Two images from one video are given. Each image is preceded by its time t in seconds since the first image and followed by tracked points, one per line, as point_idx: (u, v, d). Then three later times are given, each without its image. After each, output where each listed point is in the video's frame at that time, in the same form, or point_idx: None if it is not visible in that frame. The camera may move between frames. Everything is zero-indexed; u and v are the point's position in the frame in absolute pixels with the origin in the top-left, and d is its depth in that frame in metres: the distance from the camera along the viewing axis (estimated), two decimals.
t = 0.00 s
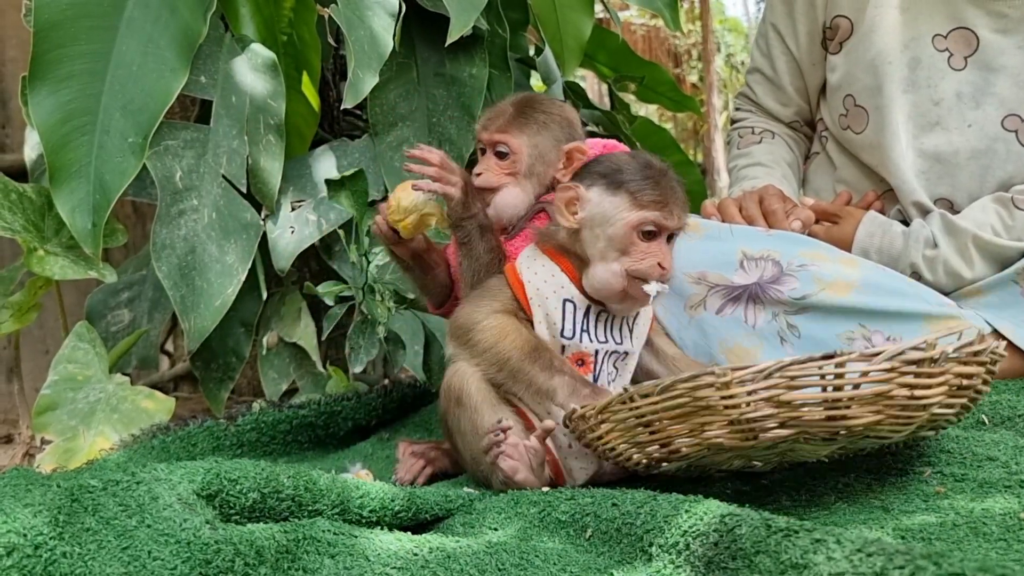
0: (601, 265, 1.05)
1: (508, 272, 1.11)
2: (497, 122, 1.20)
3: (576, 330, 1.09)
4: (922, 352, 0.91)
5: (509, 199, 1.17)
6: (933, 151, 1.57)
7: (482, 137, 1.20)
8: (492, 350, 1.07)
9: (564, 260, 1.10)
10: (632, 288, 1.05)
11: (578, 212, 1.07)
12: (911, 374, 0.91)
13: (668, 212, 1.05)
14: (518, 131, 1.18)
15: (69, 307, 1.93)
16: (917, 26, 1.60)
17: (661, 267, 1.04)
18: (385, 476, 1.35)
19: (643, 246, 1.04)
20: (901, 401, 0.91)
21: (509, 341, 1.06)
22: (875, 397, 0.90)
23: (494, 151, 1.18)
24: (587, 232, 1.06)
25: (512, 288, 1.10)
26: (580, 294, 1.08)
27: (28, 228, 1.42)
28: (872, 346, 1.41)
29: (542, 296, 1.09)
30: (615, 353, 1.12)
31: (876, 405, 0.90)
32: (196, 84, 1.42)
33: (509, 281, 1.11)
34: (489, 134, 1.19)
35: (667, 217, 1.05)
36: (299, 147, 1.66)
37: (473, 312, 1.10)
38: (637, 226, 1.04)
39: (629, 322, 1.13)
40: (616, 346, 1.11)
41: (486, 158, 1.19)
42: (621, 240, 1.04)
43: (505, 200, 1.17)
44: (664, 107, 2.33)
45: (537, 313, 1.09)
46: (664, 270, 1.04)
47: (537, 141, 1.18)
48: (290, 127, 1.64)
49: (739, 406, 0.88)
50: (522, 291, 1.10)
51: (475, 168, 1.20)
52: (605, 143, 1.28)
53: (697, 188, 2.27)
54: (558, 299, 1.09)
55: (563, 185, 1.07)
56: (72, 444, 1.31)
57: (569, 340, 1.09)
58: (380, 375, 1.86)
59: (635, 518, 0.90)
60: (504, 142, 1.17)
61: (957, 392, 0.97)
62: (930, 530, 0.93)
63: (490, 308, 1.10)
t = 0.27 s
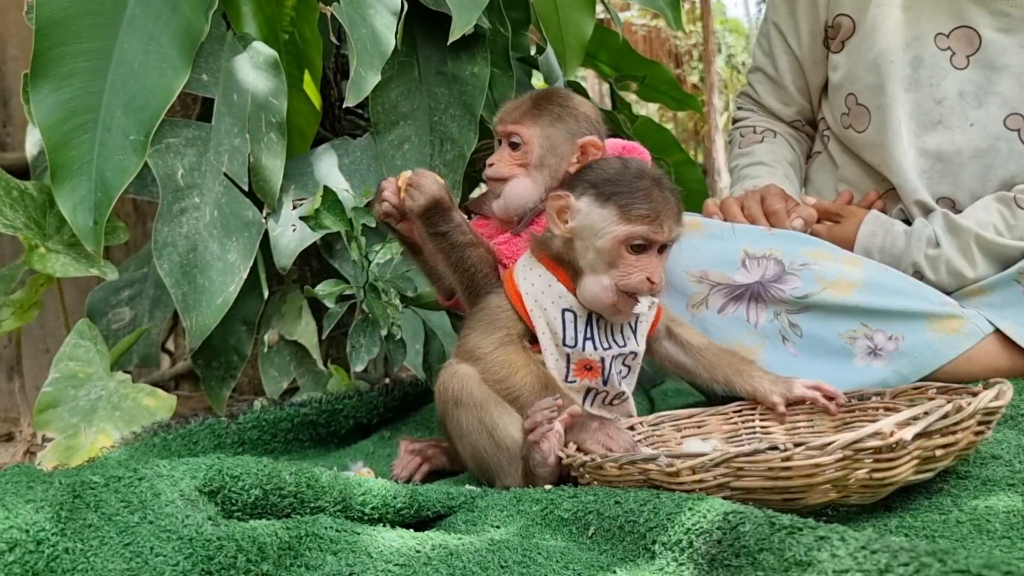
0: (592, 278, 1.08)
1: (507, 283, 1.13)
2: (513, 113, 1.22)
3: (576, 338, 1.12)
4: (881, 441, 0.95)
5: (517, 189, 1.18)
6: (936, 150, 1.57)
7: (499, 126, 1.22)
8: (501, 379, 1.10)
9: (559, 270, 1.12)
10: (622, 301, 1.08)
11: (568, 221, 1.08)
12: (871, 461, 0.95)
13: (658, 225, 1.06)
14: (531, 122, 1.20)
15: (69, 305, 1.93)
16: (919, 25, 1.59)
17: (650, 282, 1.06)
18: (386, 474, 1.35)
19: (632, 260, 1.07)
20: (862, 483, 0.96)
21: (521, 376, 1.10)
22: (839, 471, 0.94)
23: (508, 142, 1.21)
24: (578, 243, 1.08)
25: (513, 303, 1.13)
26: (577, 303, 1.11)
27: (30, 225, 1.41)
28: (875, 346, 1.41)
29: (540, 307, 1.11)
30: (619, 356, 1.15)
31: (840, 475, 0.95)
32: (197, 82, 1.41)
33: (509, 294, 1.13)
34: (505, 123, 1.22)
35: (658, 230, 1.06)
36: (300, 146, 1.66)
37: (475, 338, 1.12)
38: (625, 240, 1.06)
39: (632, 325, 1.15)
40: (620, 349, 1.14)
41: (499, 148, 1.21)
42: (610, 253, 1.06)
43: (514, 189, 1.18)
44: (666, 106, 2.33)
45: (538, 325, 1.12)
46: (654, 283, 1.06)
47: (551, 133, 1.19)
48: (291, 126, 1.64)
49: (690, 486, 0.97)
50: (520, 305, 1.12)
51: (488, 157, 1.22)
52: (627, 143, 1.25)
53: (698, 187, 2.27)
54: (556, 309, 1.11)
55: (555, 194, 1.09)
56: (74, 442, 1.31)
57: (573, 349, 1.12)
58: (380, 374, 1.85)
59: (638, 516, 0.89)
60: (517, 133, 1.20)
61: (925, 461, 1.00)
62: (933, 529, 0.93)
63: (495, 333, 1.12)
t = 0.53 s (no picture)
0: (556, 280, 1.08)
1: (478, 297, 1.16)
2: (511, 105, 1.24)
3: (549, 340, 1.14)
4: (904, 452, 0.94)
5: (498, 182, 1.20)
6: (938, 150, 1.57)
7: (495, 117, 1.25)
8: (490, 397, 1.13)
9: (524, 276, 1.14)
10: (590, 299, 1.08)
11: (529, 223, 1.08)
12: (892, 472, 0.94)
13: (619, 222, 1.04)
14: (521, 116, 1.22)
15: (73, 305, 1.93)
16: (921, 25, 1.60)
17: (616, 278, 1.06)
18: (389, 474, 1.35)
19: (597, 260, 1.06)
20: (883, 492, 0.95)
21: (507, 390, 1.13)
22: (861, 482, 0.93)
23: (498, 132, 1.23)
24: (541, 245, 1.08)
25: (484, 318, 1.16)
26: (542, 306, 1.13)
27: (35, 225, 1.42)
28: (878, 347, 1.42)
29: (508, 315, 1.14)
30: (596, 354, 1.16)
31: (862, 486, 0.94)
32: (202, 83, 1.43)
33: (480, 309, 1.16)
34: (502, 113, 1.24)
35: (619, 227, 1.05)
36: (303, 146, 1.66)
37: (464, 361, 1.16)
38: (588, 240, 1.05)
39: (604, 321, 1.16)
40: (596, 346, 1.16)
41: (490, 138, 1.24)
42: (573, 254, 1.06)
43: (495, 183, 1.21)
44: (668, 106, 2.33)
45: (509, 333, 1.14)
46: (617, 280, 1.05)
47: (535, 129, 1.21)
48: (295, 126, 1.64)
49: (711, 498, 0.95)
50: (490, 318, 1.15)
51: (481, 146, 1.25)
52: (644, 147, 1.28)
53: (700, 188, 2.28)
54: (524, 316, 1.13)
55: (513, 197, 1.09)
56: (79, 442, 1.32)
57: (546, 351, 1.15)
58: (383, 374, 1.86)
59: (641, 517, 0.90)
60: (506, 124, 1.22)
61: (942, 469, 1.00)
62: (936, 529, 0.93)
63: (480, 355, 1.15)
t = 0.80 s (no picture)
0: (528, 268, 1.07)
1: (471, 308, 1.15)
2: (523, 109, 1.21)
3: (539, 339, 1.13)
4: (966, 458, 0.91)
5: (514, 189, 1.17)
6: (938, 149, 1.57)
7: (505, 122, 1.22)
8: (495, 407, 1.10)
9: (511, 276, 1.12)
10: (558, 278, 1.05)
11: (496, 216, 1.09)
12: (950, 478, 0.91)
13: (569, 185, 1.03)
14: (535, 124, 1.19)
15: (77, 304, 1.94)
16: (921, 25, 1.60)
17: (579, 250, 1.03)
18: (391, 472, 1.36)
19: (557, 233, 1.03)
20: (940, 496, 0.93)
21: (511, 397, 1.09)
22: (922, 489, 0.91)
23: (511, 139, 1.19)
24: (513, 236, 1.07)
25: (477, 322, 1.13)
26: (530, 303, 1.11)
27: (39, 226, 1.43)
28: (878, 346, 1.42)
29: (500, 317, 1.12)
30: (586, 354, 1.14)
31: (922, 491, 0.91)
32: (204, 83, 1.43)
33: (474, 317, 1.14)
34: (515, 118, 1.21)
35: (570, 190, 1.03)
36: (306, 146, 1.67)
37: (469, 372, 1.12)
38: (543, 212, 1.03)
39: (595, 318, 1.14)
40: (587, 345, 1.14)
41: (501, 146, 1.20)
42: (533, 232, 1.04)
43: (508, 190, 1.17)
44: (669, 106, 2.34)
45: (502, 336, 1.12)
46: (580, 250, 1.02)
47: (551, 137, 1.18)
48: (298, 127, 1.65)
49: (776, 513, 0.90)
50: (482, 321, 1.13)
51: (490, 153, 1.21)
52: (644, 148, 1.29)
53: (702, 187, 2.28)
54: (513, 315, 1.12)
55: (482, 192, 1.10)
56: (83, 442, 1.32)
57: (536, 351, 1.13)
58: (385, 373, 1.86)
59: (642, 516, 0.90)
60: (521, 131, 1.19)
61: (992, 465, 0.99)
62: (937, 528, 0.93)
63: (486, 362, 1.11)
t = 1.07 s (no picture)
0: (555, 281, 1.05)
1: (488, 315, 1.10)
2: (524, 101, 1.19)
3: (558, 348, 1.08)
4: (881, 325, 0.81)
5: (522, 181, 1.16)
6: (939, 148, 1.57)
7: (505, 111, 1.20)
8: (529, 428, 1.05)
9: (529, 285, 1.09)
10: (591, 296, 1.04)
11: (518, 228, 1.04)
12: (895, 362, 0.81)
13: (610, 210, 1.01)
14: (540, 113, 1.17)
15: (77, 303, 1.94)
16: (923, 24, 1.60)
17: (615, 269, 1.01)
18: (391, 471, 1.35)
19: (593, 254, 1.01)
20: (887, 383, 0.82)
21: (550, 420, 1.04)
22: (862, 386, 0.82)
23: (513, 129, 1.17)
24: (536, 248, 1.04)
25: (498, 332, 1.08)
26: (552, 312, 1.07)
27: (39, 223, 1.43)
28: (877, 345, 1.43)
29: (521, 325, 1.07)
30: (602, 361, 1.10)
31: (869, 392, 0.82)
32: (206, 82, 1.44)
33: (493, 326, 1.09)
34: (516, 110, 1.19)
35: (610, 214, 1.01)
36: (307, 144, 1.67)
37: (503, 390, 1.06)
38: (580, 232, 1.01)
39: (611, 327, 1.11)
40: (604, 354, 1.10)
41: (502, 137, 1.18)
42: (568, 249, 1.02)
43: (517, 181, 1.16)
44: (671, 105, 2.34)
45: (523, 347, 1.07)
46: (617, 272, 1.01)
47: (558, 127, 1.17)
48: (298, 125, 1.64)
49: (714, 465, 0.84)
50: (504, 330, 1.08)
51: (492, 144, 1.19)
52: (645, 144, 1.28)
53: (703, 186, 2.28)
54: (534, 324, 1.07)
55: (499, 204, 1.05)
56: (83, 440, 1.32)
57: (554, 361, 1.09)
58: (385, 372, 1.86)
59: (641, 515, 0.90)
60: (523, 121, 1.17)
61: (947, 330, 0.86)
62: (940, 526, 0.93)
63: (521, 381, 1.05)
